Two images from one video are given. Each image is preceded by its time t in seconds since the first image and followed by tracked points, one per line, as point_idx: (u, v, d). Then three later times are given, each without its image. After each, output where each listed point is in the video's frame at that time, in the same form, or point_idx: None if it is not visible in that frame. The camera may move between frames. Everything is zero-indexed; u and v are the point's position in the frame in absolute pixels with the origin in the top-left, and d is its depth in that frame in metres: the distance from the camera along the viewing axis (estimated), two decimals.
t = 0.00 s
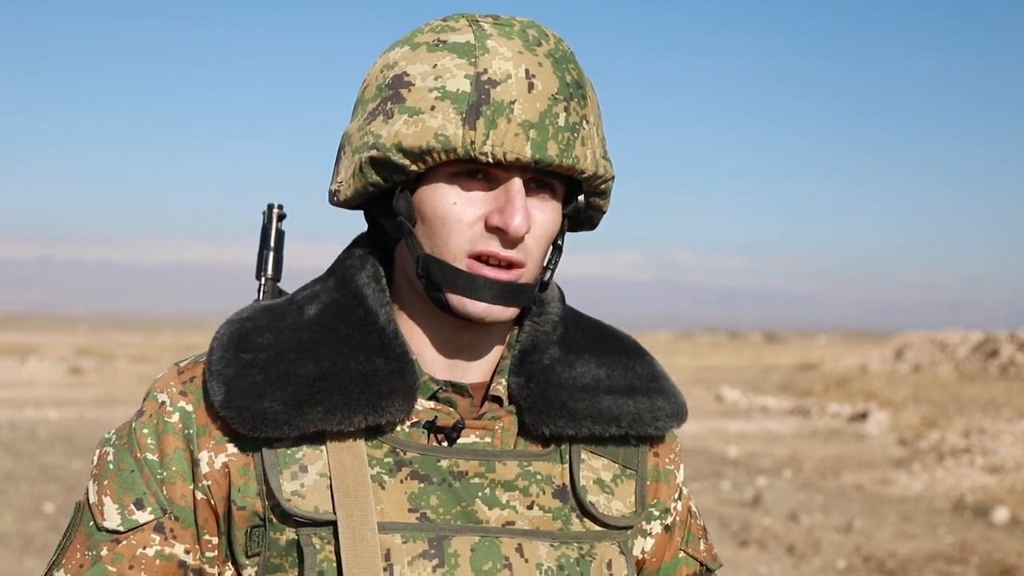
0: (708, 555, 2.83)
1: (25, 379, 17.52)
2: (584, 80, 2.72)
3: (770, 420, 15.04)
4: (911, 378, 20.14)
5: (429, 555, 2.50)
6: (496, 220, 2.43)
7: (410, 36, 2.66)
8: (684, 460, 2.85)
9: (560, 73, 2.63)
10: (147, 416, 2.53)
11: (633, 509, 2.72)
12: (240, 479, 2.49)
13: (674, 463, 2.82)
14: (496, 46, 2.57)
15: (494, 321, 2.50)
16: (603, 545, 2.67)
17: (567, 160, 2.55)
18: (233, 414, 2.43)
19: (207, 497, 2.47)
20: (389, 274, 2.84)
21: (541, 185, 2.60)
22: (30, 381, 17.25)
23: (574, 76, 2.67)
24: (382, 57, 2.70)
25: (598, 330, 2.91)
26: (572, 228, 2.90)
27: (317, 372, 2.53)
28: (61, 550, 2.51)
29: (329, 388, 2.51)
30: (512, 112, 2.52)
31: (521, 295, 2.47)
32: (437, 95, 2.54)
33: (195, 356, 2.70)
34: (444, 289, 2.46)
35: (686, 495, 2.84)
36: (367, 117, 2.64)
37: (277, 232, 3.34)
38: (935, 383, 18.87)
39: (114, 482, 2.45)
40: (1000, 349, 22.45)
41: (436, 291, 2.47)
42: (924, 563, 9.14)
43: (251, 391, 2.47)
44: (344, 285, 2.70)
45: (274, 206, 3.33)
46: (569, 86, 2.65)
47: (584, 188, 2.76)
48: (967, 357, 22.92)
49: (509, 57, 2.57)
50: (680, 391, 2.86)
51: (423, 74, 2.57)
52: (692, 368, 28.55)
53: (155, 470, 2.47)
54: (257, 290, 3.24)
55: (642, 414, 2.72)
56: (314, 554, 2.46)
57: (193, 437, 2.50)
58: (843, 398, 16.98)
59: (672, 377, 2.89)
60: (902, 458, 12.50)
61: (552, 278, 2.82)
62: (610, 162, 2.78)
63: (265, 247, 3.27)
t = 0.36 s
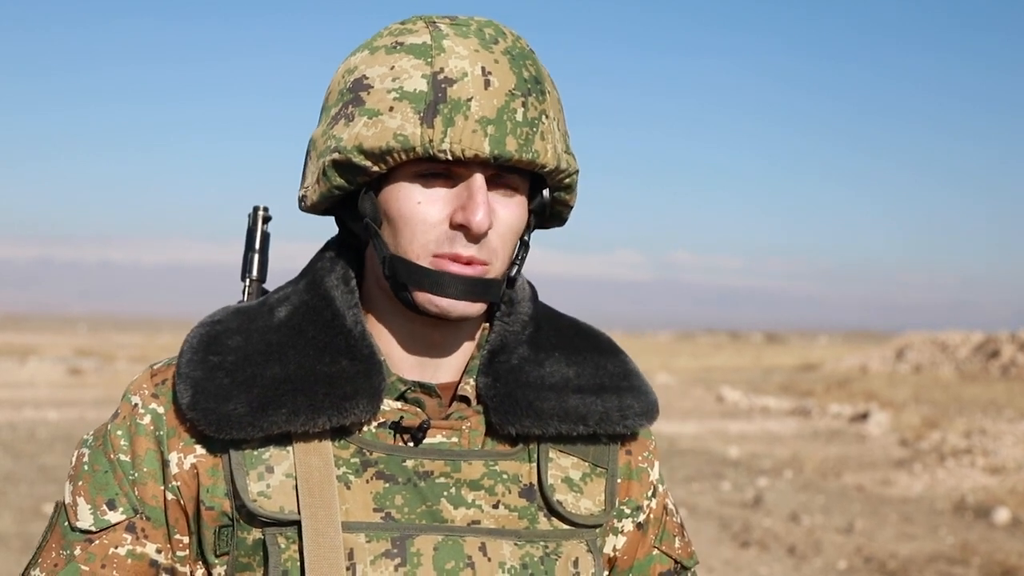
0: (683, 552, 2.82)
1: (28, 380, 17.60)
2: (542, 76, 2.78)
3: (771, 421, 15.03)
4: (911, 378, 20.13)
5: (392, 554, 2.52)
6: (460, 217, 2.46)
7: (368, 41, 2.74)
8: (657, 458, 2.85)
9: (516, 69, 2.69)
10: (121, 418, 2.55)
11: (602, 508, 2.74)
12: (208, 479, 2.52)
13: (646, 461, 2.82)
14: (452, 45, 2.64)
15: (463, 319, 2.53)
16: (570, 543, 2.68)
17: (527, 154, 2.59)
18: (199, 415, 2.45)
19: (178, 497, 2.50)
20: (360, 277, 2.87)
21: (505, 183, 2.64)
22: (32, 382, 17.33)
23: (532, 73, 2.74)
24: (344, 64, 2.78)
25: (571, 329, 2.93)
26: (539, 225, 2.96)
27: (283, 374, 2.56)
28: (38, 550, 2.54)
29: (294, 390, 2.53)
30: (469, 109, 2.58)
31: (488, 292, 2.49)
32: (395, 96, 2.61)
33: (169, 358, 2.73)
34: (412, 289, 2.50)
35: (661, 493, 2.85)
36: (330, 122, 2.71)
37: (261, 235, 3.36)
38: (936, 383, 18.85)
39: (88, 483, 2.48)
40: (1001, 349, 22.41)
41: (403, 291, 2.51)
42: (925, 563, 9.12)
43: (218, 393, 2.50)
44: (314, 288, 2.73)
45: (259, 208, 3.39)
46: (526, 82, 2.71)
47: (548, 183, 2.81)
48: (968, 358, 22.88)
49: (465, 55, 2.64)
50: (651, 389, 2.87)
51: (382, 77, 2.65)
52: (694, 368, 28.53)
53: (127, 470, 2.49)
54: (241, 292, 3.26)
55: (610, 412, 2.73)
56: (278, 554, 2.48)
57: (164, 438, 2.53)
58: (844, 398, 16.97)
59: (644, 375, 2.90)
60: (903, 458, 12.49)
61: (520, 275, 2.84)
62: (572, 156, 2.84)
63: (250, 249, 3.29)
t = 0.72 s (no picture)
0: (671, 548, 2.83)
1: (27, 381, 17.60)
2: (526, 79, 2.77)
3: (771, 421, 15.01)
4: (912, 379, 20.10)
5: (388, 554, 2.51)
6: (441, 223, 2.46)
7: (352, 43, 2.73)
8: (646, 455, 2.85)
9: (499, 72, 2.68)
10: (112, 420, 2.54)
11: (593, 505, 2.72)
12: (202, 481, 2.51)
13: (635, 459, 2.82)
14: (434, 49, 2.63)
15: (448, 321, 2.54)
16: (562, 541, 2.67)
17: (508, 160, 2.58)
18: (193, 417, 2.44)
19: (171, 499, 2.49)
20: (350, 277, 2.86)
21: (489, 186, 2.63)
22: (32, 383, 17.33)
23: (515, 76, 2.72)
24: (328, 66, 2.77)
25: (560, 328, 2.92)
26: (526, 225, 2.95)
27: (276, 376, 2.55)
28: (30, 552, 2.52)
29: (288, 391, 2.52)
30: (451, 115, 2.57)
31: (472, 295, 2.50)
32: (377, 101, 2.60)
33: (160, 360, 2.71)
34: (396, 294, 2.50)
35: (649, 490, 2.84)
36: (314, 125, 2.70)
37: (247, 234, 3.37)
38: (937, 384, 18.82)
39: (80, 486, 2.46)
40: (1002, 350, 22.38)
41: (389, 296, 2.51)
42: (926, 564, 9.10)
43: (211, 395, 2.48)
44: (305, 289, 2.72)
45: (244, 207, 3.39)
46: (509, 86, 2.69)
47: (533, 185, 2.81)
48: (969, 358, 22.85)
49: (447, 60, 2.62)
50: (642, 388, 2.86)
51: (364, 81, 2.64)
52: (696, 368, 28.49)
53: (120, 473, 2.48)
54: (228, 292, 3.25)
55: (601, 411, 2.72)
56: (274, 555, 2.47)
57: (157, 440, 2.52)
58: (845, 399, 16.95)
59: (633, 373, 2.89)
60: (904, 459, 12.47)
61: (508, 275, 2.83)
62: (557, 158, 2.83)
63: (236, 249, 3.29)
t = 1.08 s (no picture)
0: (679, 547, 2.80)
1: (26, 381, 17.58)
2: (531, 78, 2.74)
3: (772, 422, 14.99)
4: (913, 379, 20.09)
5: (396, 555, 2.49)
6: (448, 224, 2.43)
7: (357, 43, 2.71)
8: (653, 454, 2.82)
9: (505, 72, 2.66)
10: (120, 422, 2.52)
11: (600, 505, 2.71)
12: (210, 483, 2.48)
13: (642, 457, 2.79)
14: (439, 49, 2.61)
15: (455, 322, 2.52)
16: (570, 541, 2.65)
17: (515, 160, 2.56)
18: (200, 420, 2.42)
19: (179, 501, 2.47)
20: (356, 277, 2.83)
21: (495, 186, 2.61)
22: (31, 383, 17.32)
23: (520, 75, 2.70)
24: (333, 65, 2.75)
25: (566, 327, 2.90)
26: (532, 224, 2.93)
27: (283, 377, 2.53)
28: (39, 555, 2.50)
29: (295, 392, 2.50)
30: (456, 115, 2.55)
31: (479, 296, 2.48)
32: (382, 102, 2.58)
33: (166, 361, 2.69)
34: (403, 295, 2.48)
35: (656, 488, 2.82)
36: (319, 125, 2.68)
37: (253, 234, 3.34)
38: (937, 385, 18.81)
39: (88, 487, 2.44)
40: (1003, 350, 22.38)
41: (396, 298, 2.49)
42: (928, 565, 9.08)
43: (218, 397, 2.46)
44: (311, 290, 2.70)
45: (251, 207, 3.36)
46: (514, 85, 2.67)
47: (539, 184, 2.79)
48: (970, 359, 22.84)
49: (452, 60, 2.60)
50: (648, 386, 2.84)
51: (369, 81, 2.62)
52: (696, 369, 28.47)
53: (128, 474, 2.46)
54: (235, 291, 3.23)
55: (608, 411, 2.70)
56: (282, 556, 2.45)
57: (164, 442, 2.50)
58: (845, 400, 16.93)
59: (640, 372, 2.87)
60: (906, 460, 12.45)
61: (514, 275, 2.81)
62: (563, 157, 2.81)
63: (242, 249, 3.27)
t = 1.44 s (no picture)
0: (681, 550, 2.79)
1: (26, 381, 17.57)
2: (544, 80, 2.73)
3: (773, 423, 14.97)
4: (914, 380, 20.07)
5: (401, 556, 2.47)
6: (462, 227, 2.43)
7: (369, 43, 2.69)
8: (657, 457, 2.81)
9: (518, 75, 2.64)
10: (126, 419, 2.49)
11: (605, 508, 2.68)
12: (216, 482, 2.46)
13: (647, 461, 2.78)
14: (452, 52, 2.59)
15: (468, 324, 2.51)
16: (575, 544, 2.63)
17: (528, 164, 2.55)
18: (207, 419, 2.40)
19: (185, 499, 2.45)
20: (364, 277, 2.81)
21: (508, 188, 2.60)
22: (30, 383, 17.30)
23: (533, 77, 2.68)
24: (343, 65, 2.73)
25: (573, 329, 2.88)
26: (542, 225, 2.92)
27: (291, 376, 2.51)
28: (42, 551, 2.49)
29: (302, 392, 2.48)
30: (470, 119, 2.54)
31: (492, 299, 2.47)
32: (396, 104, 2.57)
33: (172, 359, 2.67)
34: (417, 298, 2.47)
35: (660, 491, 2.80)
36: (330, 127, 2.67)
37: (258, 233, 3.32)
38: (938, 385, 18.78)
39: (93, 485, 2.42)
40: (1004, 350, 22.38)
41: (409, 300, 2.48)
42: (929, 566, 9.06)
43: (225, 396, 2.44)
44: (319, 289, 2.68)
45: (255, 205, 3.34)
46: (527, 87, 2.66)
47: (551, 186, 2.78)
48: (971, 360, 22.83)
49: (466, 63, 2.59)
50: (654, 390, 2.82)
51: (382, 84, 2.60)
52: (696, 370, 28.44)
53: (133, 472, 2.44)
54: (239, 290, 3.20)
55: (614, 414, 2.68)
56: (288, 557, 2.43)
57: (170, 440, 2.47)
58: (846, 400, 16.91)
59: (645, 376, 2.85)
60: (907, 461, 12.43)
61: (524, 278, 2.79)
62: (575, 159, 2.80)
63: (247, 247, 3.25)
